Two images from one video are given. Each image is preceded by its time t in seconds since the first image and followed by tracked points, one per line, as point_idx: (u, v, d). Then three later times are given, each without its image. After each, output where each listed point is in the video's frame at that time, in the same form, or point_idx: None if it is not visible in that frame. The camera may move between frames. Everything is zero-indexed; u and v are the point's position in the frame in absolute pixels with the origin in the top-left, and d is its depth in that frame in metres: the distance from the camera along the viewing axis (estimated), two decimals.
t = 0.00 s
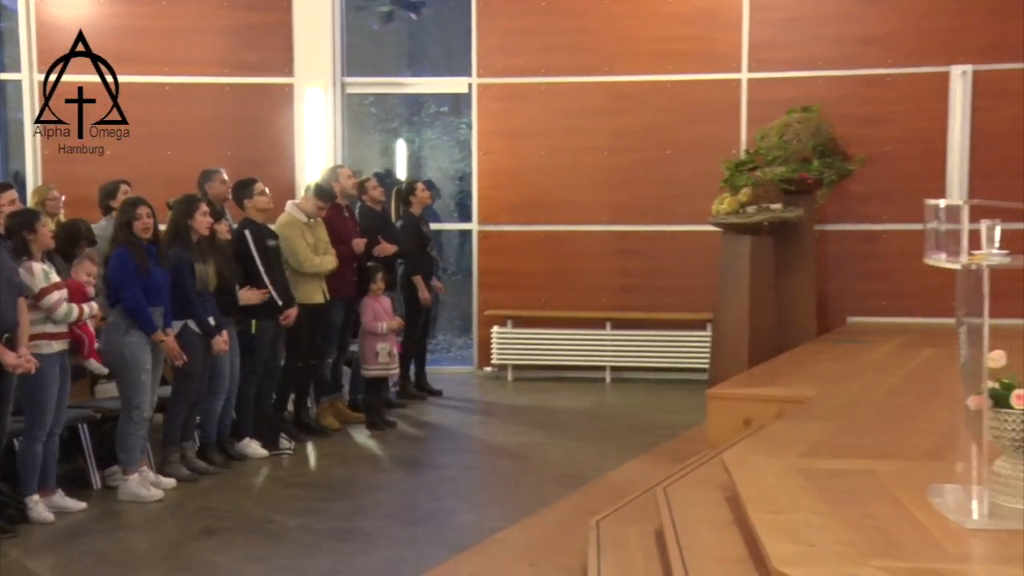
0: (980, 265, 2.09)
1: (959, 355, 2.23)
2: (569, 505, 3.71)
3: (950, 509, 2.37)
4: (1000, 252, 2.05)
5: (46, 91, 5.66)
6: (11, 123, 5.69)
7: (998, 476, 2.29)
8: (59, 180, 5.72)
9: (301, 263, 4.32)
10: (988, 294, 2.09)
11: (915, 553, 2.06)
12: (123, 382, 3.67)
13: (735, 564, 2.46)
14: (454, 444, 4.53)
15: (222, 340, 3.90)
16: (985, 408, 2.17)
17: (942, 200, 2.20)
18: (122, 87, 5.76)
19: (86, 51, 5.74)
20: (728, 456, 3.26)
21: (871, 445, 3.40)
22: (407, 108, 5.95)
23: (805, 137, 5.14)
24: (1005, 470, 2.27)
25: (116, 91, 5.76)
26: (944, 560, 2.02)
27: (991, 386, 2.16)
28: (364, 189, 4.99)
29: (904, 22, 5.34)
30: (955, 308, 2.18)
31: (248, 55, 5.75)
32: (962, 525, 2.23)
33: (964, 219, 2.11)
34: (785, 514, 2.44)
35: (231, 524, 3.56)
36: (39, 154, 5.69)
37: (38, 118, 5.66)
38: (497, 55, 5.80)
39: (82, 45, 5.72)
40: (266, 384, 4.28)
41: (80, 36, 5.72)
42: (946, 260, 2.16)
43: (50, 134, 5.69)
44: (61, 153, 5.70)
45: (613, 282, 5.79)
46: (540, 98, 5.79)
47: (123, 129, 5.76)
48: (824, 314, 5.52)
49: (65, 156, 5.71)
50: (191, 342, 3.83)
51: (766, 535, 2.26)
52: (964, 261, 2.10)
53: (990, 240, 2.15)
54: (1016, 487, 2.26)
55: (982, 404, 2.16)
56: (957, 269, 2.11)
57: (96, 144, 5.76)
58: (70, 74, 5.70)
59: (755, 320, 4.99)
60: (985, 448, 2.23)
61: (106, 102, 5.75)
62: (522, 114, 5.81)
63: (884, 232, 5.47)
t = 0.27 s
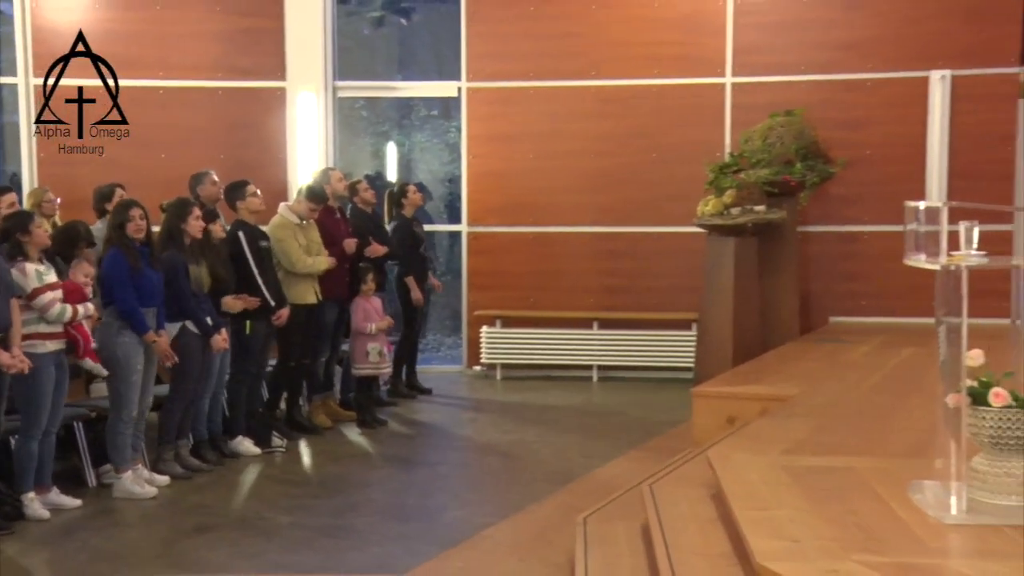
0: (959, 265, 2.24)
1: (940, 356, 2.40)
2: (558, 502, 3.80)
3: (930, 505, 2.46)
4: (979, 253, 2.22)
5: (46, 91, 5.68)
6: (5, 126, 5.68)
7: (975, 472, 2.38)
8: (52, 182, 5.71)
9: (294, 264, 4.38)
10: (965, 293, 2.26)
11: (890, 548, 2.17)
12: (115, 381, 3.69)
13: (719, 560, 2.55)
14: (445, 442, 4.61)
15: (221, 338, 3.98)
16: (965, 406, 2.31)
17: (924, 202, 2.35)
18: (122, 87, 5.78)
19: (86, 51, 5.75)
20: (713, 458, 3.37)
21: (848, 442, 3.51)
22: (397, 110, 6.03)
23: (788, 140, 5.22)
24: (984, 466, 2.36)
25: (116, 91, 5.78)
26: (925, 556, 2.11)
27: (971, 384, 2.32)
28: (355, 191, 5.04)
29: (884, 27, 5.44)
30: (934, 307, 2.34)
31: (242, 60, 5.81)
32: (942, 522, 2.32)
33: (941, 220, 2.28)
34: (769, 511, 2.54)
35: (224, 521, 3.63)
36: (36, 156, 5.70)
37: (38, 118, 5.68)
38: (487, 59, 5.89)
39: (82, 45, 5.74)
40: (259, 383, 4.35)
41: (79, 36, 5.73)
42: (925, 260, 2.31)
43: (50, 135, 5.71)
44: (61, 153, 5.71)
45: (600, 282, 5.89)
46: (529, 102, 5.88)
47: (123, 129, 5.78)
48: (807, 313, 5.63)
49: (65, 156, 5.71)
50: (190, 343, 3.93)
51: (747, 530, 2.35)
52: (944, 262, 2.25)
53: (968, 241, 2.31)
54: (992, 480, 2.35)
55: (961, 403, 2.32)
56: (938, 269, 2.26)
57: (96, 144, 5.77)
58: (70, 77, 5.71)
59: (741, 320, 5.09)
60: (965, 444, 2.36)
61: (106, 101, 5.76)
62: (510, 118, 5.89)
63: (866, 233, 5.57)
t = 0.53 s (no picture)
0: (935, 267, 2.33)
1: (916, 353, 2.50)
2: (544, 499, 3.89)
3: (906, 500, 2.56)
4: (953, 254, 2.32)
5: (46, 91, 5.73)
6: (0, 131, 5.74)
7: (949, 468, 2.47)
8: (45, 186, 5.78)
9: (283, 265, 4.45)
10: (941, 295, 2.33)
11: (864, 539, 2.29)
12: (104, 381, 3.76)
13: (700, 554, 2.66)
14: (433, 439, 4.70)
15: (213, 337, 4.04)
16: (939, 402, 2.43)
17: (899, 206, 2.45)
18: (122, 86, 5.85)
19: (86, 51, 5.82)
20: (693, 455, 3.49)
21: (825, 438, 3.63)
22: (386, 114, 6.11)
23: (768, 144, 5.36)
24: (958, 462, 2.44)
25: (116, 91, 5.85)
26: (901, 549, 2.21)
27: (946, 383, 2.42)
28: (344, 194, 5.12)
29: (862, 34, 5.57)
30: (911, 306, 2.43)
31: (233, 65, 5.89)
32: (917, 517, 2.42)
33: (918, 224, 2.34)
34: (749, 506, 2.65)
35: (215, 517, 3.70)
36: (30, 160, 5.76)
37: (39, 118, 5.73)
38: (474, 64, 5.98)
39: (81, 45, 5.80)
40: (250, 383, 4.43)
41: (79, 36, 5.80)
42: (902, 261, 2.41)
43: (50, 134, 5.75)
44: (61, 152, 5.77)
45: (585, 283, 5.99)
46: (515, 106, 5.98)
47: (123, 129, 5.86)
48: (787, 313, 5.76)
49: (65, 155, 5.77)
50: (183, 342, 4.01)
51: (728, 524, 2.46)
52: (920, 263, 2.33)
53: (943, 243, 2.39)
54: (967, 477, 2.44)
55: (937, 399, 2.43)
56: (914, 271, 2.33)
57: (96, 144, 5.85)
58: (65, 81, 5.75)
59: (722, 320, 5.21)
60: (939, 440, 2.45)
61: (106, 101, 5.83)
62: (497, 122, 5.99)
63: (844, 235, 5.70)
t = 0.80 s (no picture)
0: (912, 269, 2.44)
1: (893, 354, 2.58)
2: (532, 497, 3.98)
3: (883, 497, 2.68)
4: (929, 257, 2.42)
5: (46, 91, 5.79)
6: None
7: (926, 466, 2.58)
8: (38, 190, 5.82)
9: (273, 268, 4.54)
10: (917, 296, 2.44)
11: (844, 537, 2.38)
12: (98, 381, 3.82)
13: (685, 550, 2.76)
14: (423, 439, 4.78)
15: (198, 342, 4.12)
16: (916, 401, 2.54)
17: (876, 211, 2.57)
18: (123, 86, 5.91)
19: (86, 51, 5.87)
20: (677, 454, 3.60)
21: (805, 437, 3.73)
22: (375, 120, 6.20)
23: (749, 149, 5.48)
24: (935, 460, 2.56)
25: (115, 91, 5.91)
26: (879, 546, 2.31)
27: (922, 382, 2.53)
28: (335, 198, 5.21)
29: (841, 42, 5.71)
30: (889, 309, 2.51)
31: (224, 72, 5.96)
32: (895, 513, 2.53)
33: (893, 228, 2.48)
34: (731, 504, 2.74)
35: (208, 516, 3.77)
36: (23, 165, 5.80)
37: (39, 118, 5.78)
38: (462, 71, 6.08)
39: (81, 45, 5.86)
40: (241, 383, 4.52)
41: (80, 36, 5.85)
42: (881, 263, 2.52)
43: (51, 134, 5.81)
44: (61, 152, 5.83)
45: (572, 285, 6.09)
46: (503, 112, 6.07)
47: (123, 129, 5.92)
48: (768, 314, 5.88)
49: (65, 155, 5.83)
50: (169, 344, 4.07)
51: (712, 521, 2.56)
52: (898, 265, 2.45)
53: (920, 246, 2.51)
54: (943, 474, 2.56)
55: (914, 398, 2.54)
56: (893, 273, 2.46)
57: (96, 143, 5.90)
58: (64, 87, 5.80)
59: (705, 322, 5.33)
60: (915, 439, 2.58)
61: (106, 101, 5.89)
62: (484, 127, 6.09)
63: (824, 239, 5.83)
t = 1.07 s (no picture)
0: (890, 274, 2.56)
1: (873, 357, 2.67)
2: (520, 499, 4.06)
3: (863, 497, 2.77)
4: (908, 263, 2.54)
5: (47, 91, 5.88)
6: None
7: (905, 467, 2.67)
8: (31, 199, 5.88)
9: (262, 274, 4.62)
10: (896, 299, 2.55)
11: (825, 537, 2.47)
12: (93, 385, 3.88)
13: (670, 551, 2.85)
14: (412, 442, 4.85)
15: (190, 346, 4.21)
16: (896, 403, 2.62)
17: (857, 217, 2.69)
18: (122, 86, 5.98)
19: (86, 51, 5.96)
20: (661, 455, 3.69)
21: (787, 438, 3.84)
22: (365, 128, 6.29)
23: (732, 156, 5.58)
24: (914, 461, 2.65)
25: (116, 90, 5.98)
26: (861, 545, 2.40)
27: (902, 385, 2.62)
28: (325, 205, 5.30)
29: (821, 53, 5.83)
30: (872, 316, 2.56)
31: (215, 80, 6.03)
32: (876, 514, 2.62)
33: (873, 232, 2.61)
34: (715, 505, 2.83)
35: (201, 518, 3.83)
36: (17, 174, 5.88)
37: (39, 118, 5.87)
38: (450, 79, 6.16)
39: (82, 44, 5.94)
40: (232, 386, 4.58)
41: (79, 36, 5.94)
42: (861, 269, 2.64)
43: (51, 134, 5.89)
44: (61, 152, 5.90)
45: (558, 290, 6.18)
46: (490, 119, 6.16)
47: (123, 129, 5.98)
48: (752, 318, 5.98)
49: (66, 155, 5.91)
50: (162, 349, 4.14)
51: (696, 521, 2.65)
52: (876, 270, 2.57)
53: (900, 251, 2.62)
54: (923, 476, 2.64)
55: (893, 400, 2.62)
56: (870, 278, 2.58)
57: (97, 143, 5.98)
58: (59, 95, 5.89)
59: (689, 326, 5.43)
60: (893, 441, 2.69)
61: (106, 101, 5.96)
62: (472, 134, 6.17)
63: (805, 245, 5.94)
